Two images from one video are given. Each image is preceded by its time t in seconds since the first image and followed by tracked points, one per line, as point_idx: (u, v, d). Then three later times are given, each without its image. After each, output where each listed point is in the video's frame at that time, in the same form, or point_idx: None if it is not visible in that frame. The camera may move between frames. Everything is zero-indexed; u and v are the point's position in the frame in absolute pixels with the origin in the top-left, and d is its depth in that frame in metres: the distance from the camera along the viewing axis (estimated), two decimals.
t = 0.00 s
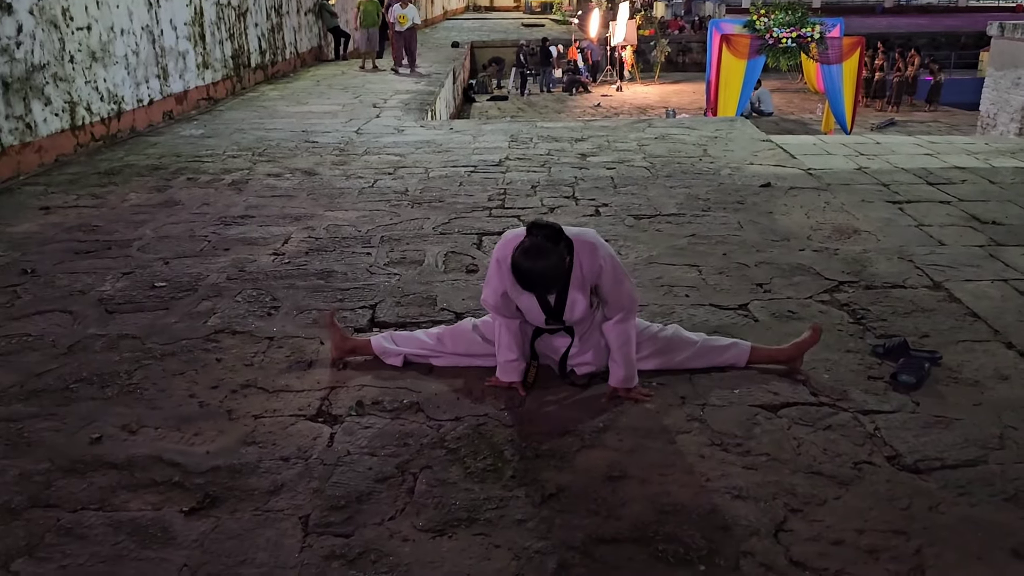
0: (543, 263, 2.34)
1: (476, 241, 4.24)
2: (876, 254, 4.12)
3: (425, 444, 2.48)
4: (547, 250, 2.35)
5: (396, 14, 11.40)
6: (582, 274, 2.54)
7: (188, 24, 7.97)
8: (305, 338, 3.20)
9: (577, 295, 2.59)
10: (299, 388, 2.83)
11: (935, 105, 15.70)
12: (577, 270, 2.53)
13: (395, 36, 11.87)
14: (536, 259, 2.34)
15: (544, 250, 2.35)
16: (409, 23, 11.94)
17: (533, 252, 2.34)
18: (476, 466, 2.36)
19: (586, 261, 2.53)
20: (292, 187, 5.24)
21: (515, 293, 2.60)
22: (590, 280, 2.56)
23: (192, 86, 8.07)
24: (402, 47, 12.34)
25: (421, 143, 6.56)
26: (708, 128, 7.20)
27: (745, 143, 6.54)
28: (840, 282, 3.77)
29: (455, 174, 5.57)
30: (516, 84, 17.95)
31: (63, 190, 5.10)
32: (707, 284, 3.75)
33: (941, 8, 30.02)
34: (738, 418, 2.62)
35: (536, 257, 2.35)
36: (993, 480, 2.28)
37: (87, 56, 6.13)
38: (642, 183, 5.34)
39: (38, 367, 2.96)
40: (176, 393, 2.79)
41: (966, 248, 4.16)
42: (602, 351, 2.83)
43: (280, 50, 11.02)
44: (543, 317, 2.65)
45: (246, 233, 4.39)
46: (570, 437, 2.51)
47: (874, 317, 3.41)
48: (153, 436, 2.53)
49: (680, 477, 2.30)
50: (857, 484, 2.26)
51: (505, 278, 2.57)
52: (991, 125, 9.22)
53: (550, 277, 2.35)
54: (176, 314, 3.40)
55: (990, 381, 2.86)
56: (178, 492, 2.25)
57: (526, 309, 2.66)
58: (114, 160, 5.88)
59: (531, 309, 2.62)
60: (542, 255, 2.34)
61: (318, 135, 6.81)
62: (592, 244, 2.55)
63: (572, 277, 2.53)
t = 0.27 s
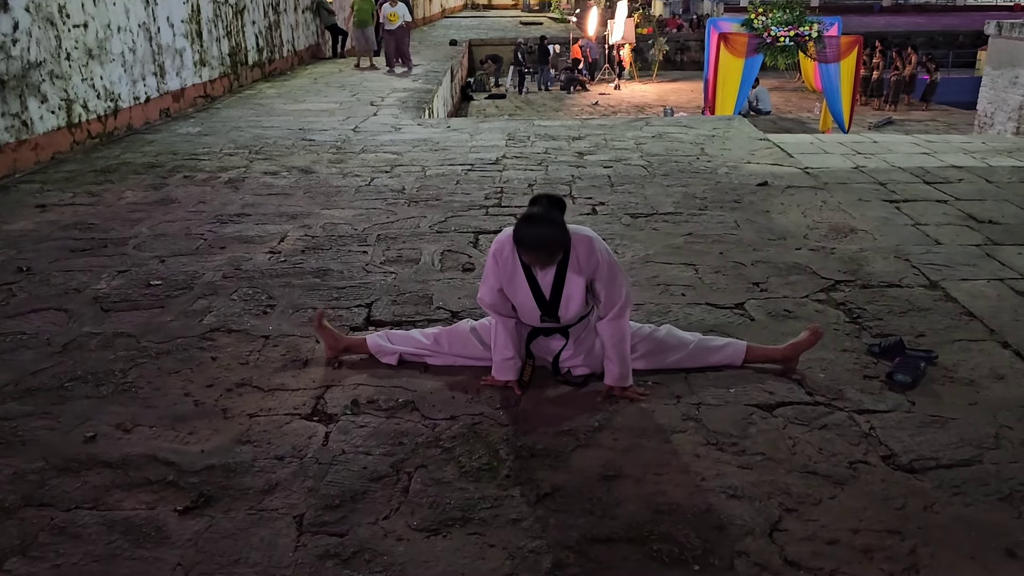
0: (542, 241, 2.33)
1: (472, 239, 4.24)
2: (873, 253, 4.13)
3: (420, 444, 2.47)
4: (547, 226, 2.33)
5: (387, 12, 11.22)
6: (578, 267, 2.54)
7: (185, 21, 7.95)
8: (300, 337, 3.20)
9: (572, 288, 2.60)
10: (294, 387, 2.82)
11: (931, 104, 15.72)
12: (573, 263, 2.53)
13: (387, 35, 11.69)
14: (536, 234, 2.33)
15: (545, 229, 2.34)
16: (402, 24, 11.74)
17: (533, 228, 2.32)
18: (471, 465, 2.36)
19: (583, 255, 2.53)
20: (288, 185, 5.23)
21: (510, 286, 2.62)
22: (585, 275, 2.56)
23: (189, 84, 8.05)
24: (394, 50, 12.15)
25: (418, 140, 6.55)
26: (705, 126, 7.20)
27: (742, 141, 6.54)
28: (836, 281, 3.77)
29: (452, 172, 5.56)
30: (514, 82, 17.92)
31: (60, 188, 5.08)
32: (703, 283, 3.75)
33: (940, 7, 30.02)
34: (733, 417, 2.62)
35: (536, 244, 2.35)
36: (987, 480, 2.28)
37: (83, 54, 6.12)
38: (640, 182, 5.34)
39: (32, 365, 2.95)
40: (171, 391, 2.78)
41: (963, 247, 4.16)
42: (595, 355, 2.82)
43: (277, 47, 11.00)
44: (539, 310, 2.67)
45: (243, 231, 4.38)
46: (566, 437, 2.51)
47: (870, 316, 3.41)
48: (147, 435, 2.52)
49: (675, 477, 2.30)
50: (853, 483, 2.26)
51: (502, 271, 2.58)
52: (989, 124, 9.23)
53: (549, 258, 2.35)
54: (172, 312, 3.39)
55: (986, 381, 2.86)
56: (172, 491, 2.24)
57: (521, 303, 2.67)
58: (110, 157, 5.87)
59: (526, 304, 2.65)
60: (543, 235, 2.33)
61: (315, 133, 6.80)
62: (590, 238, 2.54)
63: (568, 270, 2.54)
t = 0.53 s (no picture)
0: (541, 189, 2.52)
1: (470, 240, 4.24)
2: (870, 254, 4.13)
3: (417, 445, 2.47)
4: (549, 170, 2.53)
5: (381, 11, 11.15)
6: (574, 248, 2.64)
7: (183, 22, 7.95)
8: (298, 338, 3.20)
9: (568, 274, 2.66)
10: (291, 388, 2.82)
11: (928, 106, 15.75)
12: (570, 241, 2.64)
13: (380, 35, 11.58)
14: (538, 174, 2.52)
15: (545, 173, 2.53)
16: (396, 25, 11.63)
17: (535, 166, 2.53)
18: (468, 467, 2.36)
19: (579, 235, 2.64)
20: (286, 186, 5.23)
21: (509, 267, 2.70)
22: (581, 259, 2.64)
23: (187, 84, 8.04)
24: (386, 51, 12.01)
25: (416, 141, 6.56)
26: (703, 128, 7.21)
27: (740, 143, 6.55)
28: (834, 283, 3.77)
29: (450, 173, 5.56)
30: (512, 83, 17.93)
31: (57, 189, 5.07)
32: (700, 285, 3.75)
33: (937, 9, 30.08)
34: (731, 419, 2.62)
35: (534, 186, 2.53)
36: (984, 482, 2.28)
37: (81, 54, 6.11)
38: (637, 183, 5.34)
39: (28, 366, 2.94)
40: (168, 392, 2.78)
41: (960, 249, 4.17)
42: (590, 352, 2.83)
43: (275, 48, 11.00)
44: (535, 299, 2.72)
45: (240, 232, 4.38)
46: (563, 438, 2.51)
47: (867, 318, 3.42)
48: (144, 436, 2.51)
49: (672, 478, 2.30)
50: (849, 485, 2.26)
51: (501, 252, 2.68)
52: (986, 126, 9.25)
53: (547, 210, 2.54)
54: (169, 313, 3.39)
55: (983, 383, 2.87)
56: (169, 492, 2.24)
57: (518, 292, 2.74)
58: (107, 158, 5.86)
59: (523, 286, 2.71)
60: (542, 175, 2.52)
61: (313, 134, 6.79)
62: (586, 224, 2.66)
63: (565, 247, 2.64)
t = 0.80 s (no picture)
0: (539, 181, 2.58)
1: (467, 243, 4.24)
2: (866, 258, 4.14)
3: (414, 449, 2.47)
4: (548, 161, 2.59)
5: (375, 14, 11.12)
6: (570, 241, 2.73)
7: (180, 24, 7.95)
8: (294, 341, 3.19)
9: (563, 266, 2.74)
10: (288, 392, 2.82)
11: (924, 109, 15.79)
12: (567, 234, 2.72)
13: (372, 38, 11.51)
14: (537, 164, 2.58)
15: (543, 163, 2.60)
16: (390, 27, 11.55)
17: (534, 156, 2.59)
18: (464, 471, 2.36)
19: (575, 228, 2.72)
20: (283, 188, 5.23)
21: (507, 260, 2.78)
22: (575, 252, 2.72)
23: (184, 86, 8.04)
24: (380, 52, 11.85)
25: (413, 144, 6.56)
26: (700, 131, 7.22)
27: (737, 146, 6.57)
28: (830, 286, 3.78)
29: (447, 176, 5.56)
30: (510, 85, 17.95)
31: (53, 191, 5.06)
32: (697, 288, 3.76)
33: (934, 13, 30.16)
34: (727, 422, 2.63)
35: (534, 176, 2.60)
36: (980, 486, 2.29)
37: (77, 56, 6.11)
38: (634, 186, 5.35)
39: (24, 369, 2.93)
40: (165, 396, 2.77)
41: (956, 252, 4.18)
42: (586, 354, 2.84)
43: (272, 50, 10.99)
44: (531, 291, 2.80)
45: (237, 234, 4.37)
46: (560, 442, 2.51)
47: (863, 321, 3.42)
48: (140, 440, 2.51)
49: (669, 482, 2.30)
50: (846, 489, 2.27)
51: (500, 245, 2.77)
52: (982, 129, 9.28)
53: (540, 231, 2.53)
54: (166, 316, 3.38)
55: (979, 387, 2.88)
56: (165, 496, 2.24)
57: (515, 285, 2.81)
58: (104, 160, 5.85)
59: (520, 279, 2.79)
60: (541, 165, 2.59)
61: (310, 136, 6.79)
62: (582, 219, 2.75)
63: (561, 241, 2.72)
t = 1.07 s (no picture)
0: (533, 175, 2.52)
1: (464, 246, 4.24)
2: (863, 262, 4.15)
3: (411, 453, 2.47)
4: (543, 159, 2.52)
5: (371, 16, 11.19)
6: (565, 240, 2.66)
7: (177, 25, 7.95)
8: (291, 344, 3.19)
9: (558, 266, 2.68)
10: (284, 395, 2.82)
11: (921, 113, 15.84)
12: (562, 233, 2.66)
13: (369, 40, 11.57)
14: (531, 161, 2.51)
15: (538, 160, 2.53)
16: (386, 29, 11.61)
17: (529, 153, 2.52)
18: (461, 475, 2.36)
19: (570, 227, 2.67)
20: (280, 191, 5.23)
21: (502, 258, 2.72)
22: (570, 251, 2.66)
23: (181, 88, 8.04)
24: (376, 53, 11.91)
25: (410, 146, 6.56)
26: (697, 134, 7.23)
27: (734, 149, 6.58)
28: (826, 290, 3.79)
29: (444, 179, 5.57)
30: (508, 87, 17.97)
31: (50, 193, 5.06)
32: (693, 292, 3.76)
33: (930, 17, 30.23)
34: (724, 426, 2.63)
35: (528, 173, 2.52)
36: (975, 491, 2.29)
37: (75, 57, 6.10)
38: (631, 189, 5.36)
39: (20, 372, 2.93)
40: (162, 399, 2.77)
41: (951, 256, 4.19)
42: (583, 357, 2.84)
43: (270, 52, 10.99)
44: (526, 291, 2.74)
45: (234, 237, 4.37)
46: (556, 446, 2.51)
47: (860, 325, 3.43)
48: (137, 443, 2.51)
49: (665, 487, 2.31)
50: (841, 494, 2.27)
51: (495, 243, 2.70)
52: (978, 133, 9.30)
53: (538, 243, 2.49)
54: (163, 319, 3.38)
55: (974, 391, 2.88)
56: (161, 500, 2.23)
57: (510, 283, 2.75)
58: (101, 162, 5.85)
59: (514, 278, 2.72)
60: (536, 162, 2.52)
61: (308, 138, 6.79)
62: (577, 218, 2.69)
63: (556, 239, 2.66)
